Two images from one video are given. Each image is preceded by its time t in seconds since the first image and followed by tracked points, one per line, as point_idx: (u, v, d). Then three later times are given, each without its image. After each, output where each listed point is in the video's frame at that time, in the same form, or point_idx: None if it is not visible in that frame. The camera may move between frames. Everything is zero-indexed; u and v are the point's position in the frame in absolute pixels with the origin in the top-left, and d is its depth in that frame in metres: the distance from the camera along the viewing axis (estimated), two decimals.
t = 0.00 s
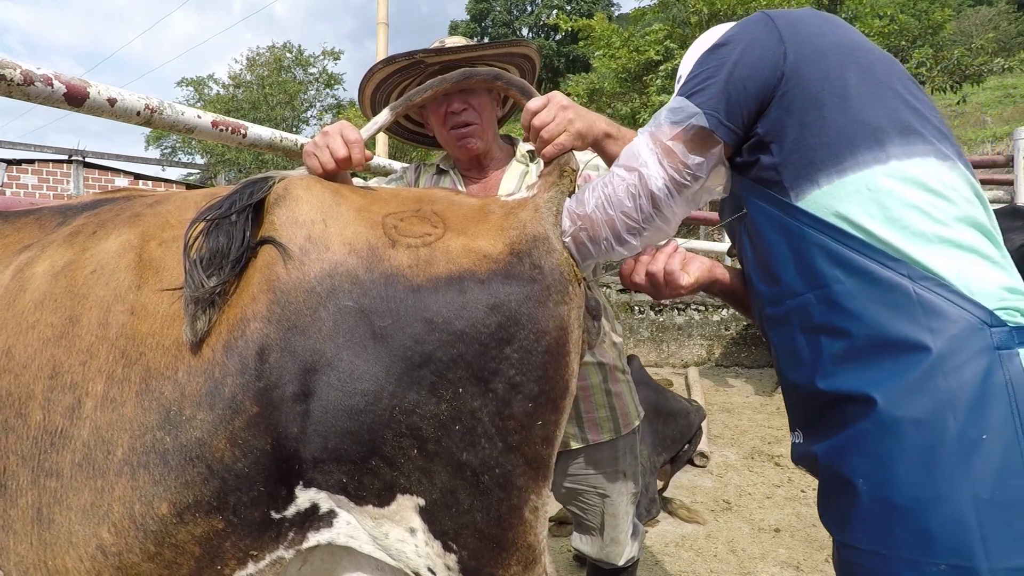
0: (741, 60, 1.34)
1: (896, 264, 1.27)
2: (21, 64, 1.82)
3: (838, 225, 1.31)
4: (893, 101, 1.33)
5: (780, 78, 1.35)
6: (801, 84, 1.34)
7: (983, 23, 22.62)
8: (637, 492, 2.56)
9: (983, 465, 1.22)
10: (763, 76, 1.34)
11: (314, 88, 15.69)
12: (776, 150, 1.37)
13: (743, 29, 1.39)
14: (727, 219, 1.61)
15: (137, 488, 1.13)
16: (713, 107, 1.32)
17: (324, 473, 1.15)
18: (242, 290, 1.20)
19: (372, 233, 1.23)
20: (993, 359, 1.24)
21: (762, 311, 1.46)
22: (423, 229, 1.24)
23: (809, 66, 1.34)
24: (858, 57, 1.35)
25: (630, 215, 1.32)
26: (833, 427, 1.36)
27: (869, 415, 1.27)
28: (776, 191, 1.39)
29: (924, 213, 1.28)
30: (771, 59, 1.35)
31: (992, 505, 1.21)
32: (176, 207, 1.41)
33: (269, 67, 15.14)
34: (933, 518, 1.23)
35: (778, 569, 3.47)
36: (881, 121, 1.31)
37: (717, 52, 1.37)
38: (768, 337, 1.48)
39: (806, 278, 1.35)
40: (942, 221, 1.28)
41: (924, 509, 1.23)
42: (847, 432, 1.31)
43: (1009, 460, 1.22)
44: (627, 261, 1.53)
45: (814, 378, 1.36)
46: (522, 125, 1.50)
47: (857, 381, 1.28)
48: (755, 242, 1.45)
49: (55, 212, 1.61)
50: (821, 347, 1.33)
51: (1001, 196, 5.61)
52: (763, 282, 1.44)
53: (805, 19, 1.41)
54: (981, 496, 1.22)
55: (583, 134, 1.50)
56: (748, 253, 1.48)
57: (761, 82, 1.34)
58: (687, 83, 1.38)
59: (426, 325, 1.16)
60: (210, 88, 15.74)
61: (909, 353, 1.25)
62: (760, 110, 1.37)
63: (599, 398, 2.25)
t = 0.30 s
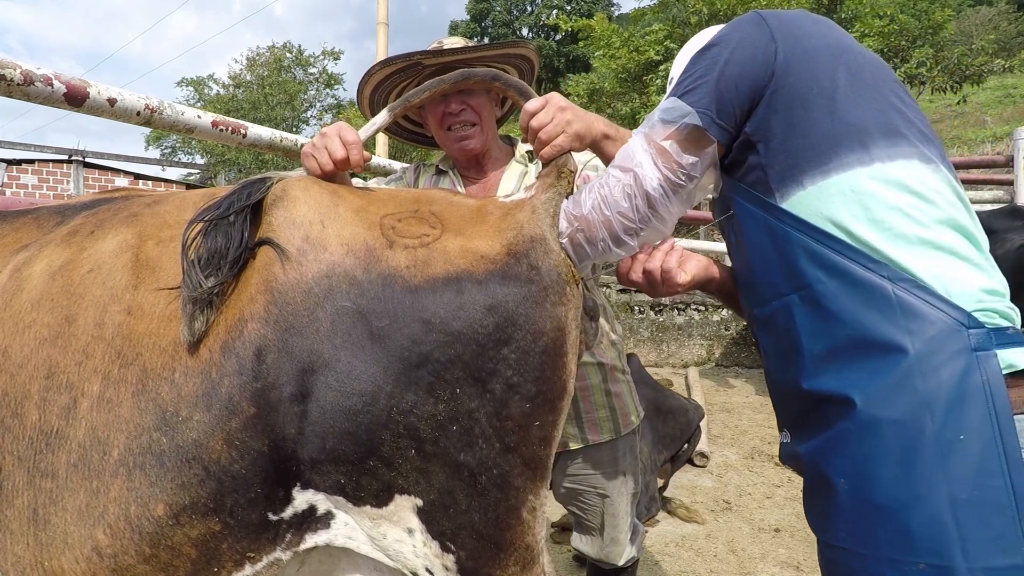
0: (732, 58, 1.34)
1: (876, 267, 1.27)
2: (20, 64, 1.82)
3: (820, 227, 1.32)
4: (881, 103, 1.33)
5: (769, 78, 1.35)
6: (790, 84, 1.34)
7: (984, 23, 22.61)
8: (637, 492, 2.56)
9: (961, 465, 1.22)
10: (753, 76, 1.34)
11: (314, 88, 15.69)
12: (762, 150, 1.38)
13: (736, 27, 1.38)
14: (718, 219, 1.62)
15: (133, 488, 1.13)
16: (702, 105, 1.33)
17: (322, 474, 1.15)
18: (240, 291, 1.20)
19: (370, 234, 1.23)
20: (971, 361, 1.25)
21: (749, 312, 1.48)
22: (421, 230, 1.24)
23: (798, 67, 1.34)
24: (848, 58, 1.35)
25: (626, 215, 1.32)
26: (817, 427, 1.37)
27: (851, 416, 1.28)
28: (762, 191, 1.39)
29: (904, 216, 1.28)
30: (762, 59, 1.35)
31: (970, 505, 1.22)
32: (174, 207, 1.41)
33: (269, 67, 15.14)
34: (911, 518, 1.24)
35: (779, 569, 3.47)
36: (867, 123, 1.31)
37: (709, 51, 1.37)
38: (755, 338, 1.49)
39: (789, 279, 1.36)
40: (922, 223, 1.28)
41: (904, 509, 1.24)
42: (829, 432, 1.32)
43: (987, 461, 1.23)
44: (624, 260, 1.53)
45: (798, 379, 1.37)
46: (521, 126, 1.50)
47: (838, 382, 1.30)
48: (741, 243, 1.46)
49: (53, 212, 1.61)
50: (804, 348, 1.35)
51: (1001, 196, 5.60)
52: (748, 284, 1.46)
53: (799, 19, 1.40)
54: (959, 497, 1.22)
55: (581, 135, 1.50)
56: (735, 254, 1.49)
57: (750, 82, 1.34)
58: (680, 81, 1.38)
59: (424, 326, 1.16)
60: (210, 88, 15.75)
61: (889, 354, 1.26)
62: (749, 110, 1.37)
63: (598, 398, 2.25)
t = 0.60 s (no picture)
0: (725, 56, 1.34)
1: (857, 268, 1.27)
2: (20, 64, 1.82)
3: (802, 228, 1.32)
4: (870, 104, 1.33)
5: (761, 77, 1.36)
6: (780, 83, 1.34)
7: (983, 23, 22.62)
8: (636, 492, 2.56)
9: (937, 468, 1.22)
10: (745, 75, 1.35)
11: (314, 88, 15.69)
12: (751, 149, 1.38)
13: (731, 27, 1.39)
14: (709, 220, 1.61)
15: (132, 488, 1.13)
16: (694, 104, 1.33)
17: (322, 473, 1.15)
18: (240, 290, 1.20)
19: (370, 234, 1.23)
20: (950, 363, 1.25)
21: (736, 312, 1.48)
22: (421, 230, 1.24)
23: (790, 66, 1.35)
24: (838, 59, 1.36)
25: (625, 216, 1.32)
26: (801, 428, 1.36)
27: (830, 416, 1.28)
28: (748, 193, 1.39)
29: (885, 218, 1.28)
30: (755, 58, 1.36)
31: (946, 506, 1.21)
32: (174, 207, 1.41)
33: (269, 67, 15.14)
34: (887, 517, 1.23)
35: (779, 569, 3.47)
36: (854, 125, 1.31)
37: (704, 50, 1.37)
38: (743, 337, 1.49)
39: (772, 280, 1.36)
40: (902, 226, 1.28)
41: (880, 509, 1.24)
42: (810, 432, 1.32)
43: (963, 462, 1.22)
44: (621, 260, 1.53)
45: (780, 379, 1.37)
46: (521, 127, 1.50)
47: (820, 383, 1.30)
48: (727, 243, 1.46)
49: (53, 212, 1.60)
50: (784, 348, 1.35)
51: (1001, 196, 5.60)
52: (734, 284, 1.46)
53: (793, 21, 1.41)
54: (935, 498, 1.21)
55: (581, 136, 1.50)
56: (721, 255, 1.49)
57: (743, 80, 1.35)
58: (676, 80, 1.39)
59: (423, 326, 1.16)
60: (210, 88, 15.74)
61: (866, 355, 1.26)
62: (740, 109, 1.37)
63: (599, 399, 2.25)
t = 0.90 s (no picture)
0: (722, 55, 1.34)
1: (841, 269, 1.27)
2: (21, 64, 1.82)
3: (786, 229, 1.32)
4: (864, 105, 1.33)
5: (757, 76, 1.36)
6: (775, 83, 1.34)
7: (983, 23, 22.62)
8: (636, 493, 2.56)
9: (918, 470, 1.21)
10: (741, 73, 1.35)
11: (314, 88, 15.69)
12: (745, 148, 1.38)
13: (728, 25, 1.39)
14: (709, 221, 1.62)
15: (133, 485, 1.13)
16: (689, 103, 1.34)
17: (321, 473, 1.15)
18: (240, 290, 1.20)
19: (370, 234, 1.23)
20: (933, 364, 1.23)
21: (731, 312, 1.49)
22: (421, 230, 1.24)
23: (785, 66, 1.34)
24: (833, 59, 1.36)
25: (625, 216, 1.32)
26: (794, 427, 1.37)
27: (813, 416, 1.29)
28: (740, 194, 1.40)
29: (868, 218, 1.27)
30: (751, 57, 1.35)
31: (927, 509, 1.20)
32: (174, 207, 1.41)
33: (269, 67, 15.14)
34: (868, 517, 1.23)
35: (778, 569, 3.48)
36: (848, 125, 1.31)
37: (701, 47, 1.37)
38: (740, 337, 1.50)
39: (760, 281, 1.37)
40: (886, 226, 1.27)
41: (861, 509, 1.24)
42: (796, 432, 1.33)
43: (946, 465, 1.21)
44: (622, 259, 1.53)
45: (768, 379, 1.39)
46: (521, 127, 1.50)
47: (805, 383, 1.30)
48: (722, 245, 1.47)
49: (54, 212, 1.60)
50: (772, 348, 1.36)
51: (1001, 196, 5.60)
52: (728, 285, 1.47)
53: (791, 20, 1.41)
54: (916, 500, 1.21)
55: (581, 136, 1.50)
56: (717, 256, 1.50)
57: (739, 79, 1.35)
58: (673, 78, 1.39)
59: (423, 326, 1.16)
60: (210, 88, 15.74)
61: (847, 356, 1.26)
62: (735, 108, 1.37)
63: (599, 399, 2.25)
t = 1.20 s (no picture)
0: (716, 55, 1.35)
1: (827, 270, 1.27)
2: (21, 64, 1.82)
3: (773, 230, 1.32)
4: (856, 106, 1.33)
5: (750, 76, 1.36)
6: (767, 83, 1.34)
7: (983, 23, 22.62)
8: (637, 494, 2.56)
9: (903, 470, 1.20)
10: (733, 73, 1.35)
11: (314, 88, 15.70)
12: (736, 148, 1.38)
13: (724, 25, 1.40)
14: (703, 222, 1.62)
15: (129, 482, 1.13)
16: (680, 102, 1.34)
17: (320, 473, 1.15)
18: (235, 289, 1.20)
19: (369, 235, 1.23)
20: (918, 365, 1.23)
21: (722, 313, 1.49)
22: (420, 231, 1.24)
23: (777, 66, 1.35)
24: (826, 61, 1.36)
25: (623, 217, 1.32)
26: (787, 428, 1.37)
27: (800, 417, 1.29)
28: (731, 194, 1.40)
29: (853, 219, 1.27)
30: (744, 57, 1.36)
31: (913, 509, 1.20)
32: (171, 207, 1.41)
33: (269, 67, 15.15)
34: (854, 518, 1.23)
35: (778, 569, 3.48)
36: (838, 125, 1.31)
37: (695, 48, 1.38)
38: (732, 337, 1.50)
39: (750, 282, 1.37)
40: (871, 227, 1.27)
41: (847, 510, 1.24)
42: (785, 433, 1.33)
43: (932, 465, 1.21)
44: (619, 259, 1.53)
45: (757, 380, 1.39)
46: (520, 128, 1.51)
47: (793, 384, 1.30)
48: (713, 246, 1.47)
49: (52, 211, 1.60)
50: (761, 349, 1.36)
51: (1001, 196, 5.60)
52: (719, 286, 1.47)
53: (785, 22, 1.41)
54: (902, 500, 1.20)
55: (580, 137, 1.49)
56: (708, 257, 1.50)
57: (731, 80, 1.35)
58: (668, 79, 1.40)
59: (422, 326, 1.16)
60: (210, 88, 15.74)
61: (833, 356, 1.26)
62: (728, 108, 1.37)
63: (598, 399, 2.25)
